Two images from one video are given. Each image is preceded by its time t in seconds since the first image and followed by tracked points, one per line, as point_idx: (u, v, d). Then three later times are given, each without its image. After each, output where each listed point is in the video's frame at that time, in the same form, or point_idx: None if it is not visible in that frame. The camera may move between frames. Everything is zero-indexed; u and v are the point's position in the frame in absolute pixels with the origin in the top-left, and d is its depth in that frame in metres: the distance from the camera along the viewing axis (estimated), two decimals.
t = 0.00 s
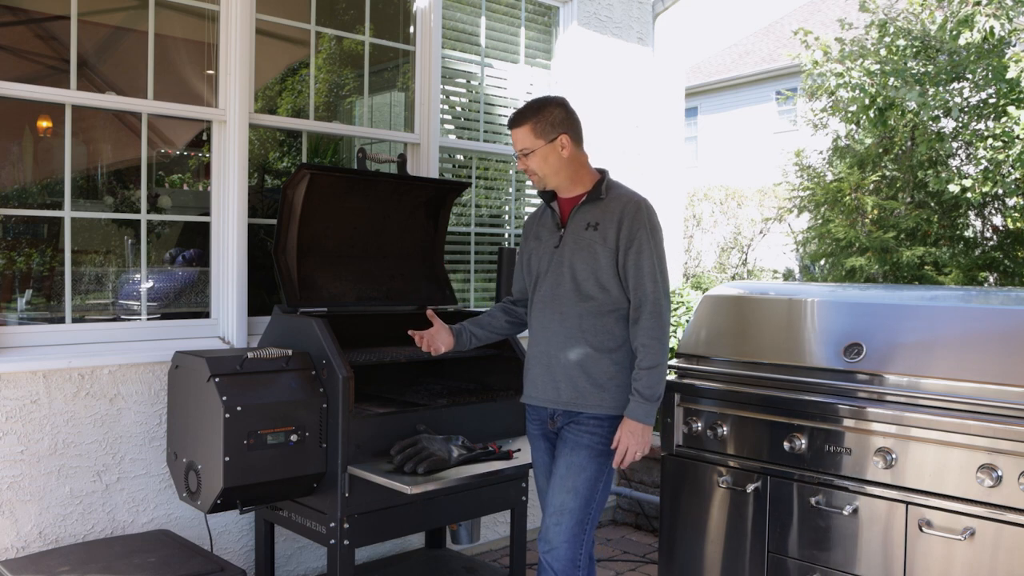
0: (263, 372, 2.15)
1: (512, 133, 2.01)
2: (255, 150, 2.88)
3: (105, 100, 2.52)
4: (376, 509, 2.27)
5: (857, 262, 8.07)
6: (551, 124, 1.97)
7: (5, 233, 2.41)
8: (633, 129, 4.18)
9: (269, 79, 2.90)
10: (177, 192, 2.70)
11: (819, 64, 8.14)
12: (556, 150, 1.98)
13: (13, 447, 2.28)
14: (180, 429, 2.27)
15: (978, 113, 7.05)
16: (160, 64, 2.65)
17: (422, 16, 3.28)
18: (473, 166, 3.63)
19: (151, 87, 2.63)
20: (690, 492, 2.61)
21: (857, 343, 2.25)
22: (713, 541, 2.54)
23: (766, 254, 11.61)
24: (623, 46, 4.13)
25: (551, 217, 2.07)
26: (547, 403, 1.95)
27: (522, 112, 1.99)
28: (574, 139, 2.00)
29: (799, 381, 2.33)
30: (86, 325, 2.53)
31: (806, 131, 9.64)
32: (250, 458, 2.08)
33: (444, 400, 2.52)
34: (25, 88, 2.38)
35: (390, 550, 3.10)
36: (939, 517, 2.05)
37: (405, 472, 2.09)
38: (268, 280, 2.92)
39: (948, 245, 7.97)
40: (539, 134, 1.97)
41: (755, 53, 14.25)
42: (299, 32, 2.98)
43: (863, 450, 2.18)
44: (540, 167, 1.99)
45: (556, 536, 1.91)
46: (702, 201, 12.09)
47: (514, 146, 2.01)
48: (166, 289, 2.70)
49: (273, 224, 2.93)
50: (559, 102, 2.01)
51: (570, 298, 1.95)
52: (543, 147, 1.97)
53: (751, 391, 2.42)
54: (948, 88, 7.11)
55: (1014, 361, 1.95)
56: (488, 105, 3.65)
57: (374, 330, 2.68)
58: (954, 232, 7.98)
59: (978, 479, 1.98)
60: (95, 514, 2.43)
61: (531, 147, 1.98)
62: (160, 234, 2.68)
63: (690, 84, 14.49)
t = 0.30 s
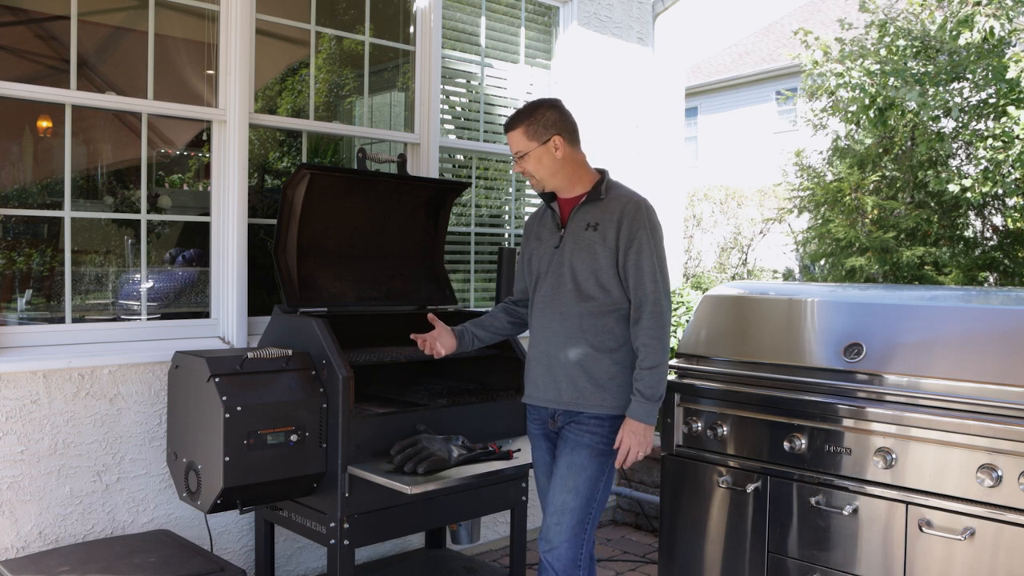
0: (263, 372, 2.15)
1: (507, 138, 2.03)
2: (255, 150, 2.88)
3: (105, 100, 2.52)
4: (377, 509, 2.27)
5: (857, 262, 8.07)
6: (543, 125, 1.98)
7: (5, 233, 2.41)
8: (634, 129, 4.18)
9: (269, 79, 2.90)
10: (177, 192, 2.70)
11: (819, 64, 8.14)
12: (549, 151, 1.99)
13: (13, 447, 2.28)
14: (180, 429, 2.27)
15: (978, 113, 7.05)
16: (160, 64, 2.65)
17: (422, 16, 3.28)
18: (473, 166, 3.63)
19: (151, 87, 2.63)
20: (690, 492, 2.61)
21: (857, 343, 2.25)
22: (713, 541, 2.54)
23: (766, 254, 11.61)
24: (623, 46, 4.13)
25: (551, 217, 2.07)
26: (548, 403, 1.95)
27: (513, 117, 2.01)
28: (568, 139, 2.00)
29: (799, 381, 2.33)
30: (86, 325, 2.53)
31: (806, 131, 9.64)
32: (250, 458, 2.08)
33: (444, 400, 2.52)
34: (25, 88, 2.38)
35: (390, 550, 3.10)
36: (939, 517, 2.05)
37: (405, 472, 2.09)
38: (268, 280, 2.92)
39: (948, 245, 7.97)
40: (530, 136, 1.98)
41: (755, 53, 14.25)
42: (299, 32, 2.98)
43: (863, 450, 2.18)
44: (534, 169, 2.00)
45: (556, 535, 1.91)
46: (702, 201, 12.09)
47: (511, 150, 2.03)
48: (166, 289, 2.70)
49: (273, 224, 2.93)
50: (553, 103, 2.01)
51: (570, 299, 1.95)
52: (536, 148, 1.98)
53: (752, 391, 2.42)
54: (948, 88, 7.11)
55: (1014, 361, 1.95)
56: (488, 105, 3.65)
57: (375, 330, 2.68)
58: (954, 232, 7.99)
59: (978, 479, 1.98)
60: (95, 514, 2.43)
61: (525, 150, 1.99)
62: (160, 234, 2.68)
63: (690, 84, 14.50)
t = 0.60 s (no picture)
0: (263, 372, 2.15)
1: (510, 134, 2.02)
2: (255, 150, 2.88)
3: (105, 100, 2.51)
4: (376, 509, 2.27)
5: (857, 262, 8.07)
6: (547, 123, 1.97)
7: (5, 233, 2.41)
8: (634, 129, 4.18)
9: (269, 79, 2.90)
10: (177, 192, 2.70)
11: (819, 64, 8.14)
12: (552, 150, 1.99)
13: (13, 447, 2.28)
14: (180, 429, 2.27)
15: (978, 113, 7.05)
16: (160, 64, 2.65)
17: (422, 15, 3.28)
18: (473, 166, 3.63)
19: (151, 87, 2.63)
20: (690, 492, 2.61)
21: (857, 343, 2.25)
22: (713, 541, 2.54)
23: (766, 254, 11.61)
24: (623, 46, 4.13)
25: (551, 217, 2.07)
26: (546, 403, 1.95)
27: (517, 114, 2.00)
28: (571, 138, 2.00)
29: (799, 381, 2.33)
30: (86, 325, 2.53)
31: (806, 131, 9.64)
32: (250, 458, 2.08)
33: (444, 400, 2.52)
34: (25, 88, 2.38)
35: (390, 550, 3.10)
36: (939, 517, 2.05)
37: (405, 472, 2.09)
38: (268, 280, 2.92)
39: (948, 245, 7.97)
40: (533, 134, 1.97)
41: (755, 53, 14.25)
42: (299, 32, 2.98)
43: (862, 450, 2.18)
44: (537, 167, 2.00)
45: (555, 535, 1.91)
46: (702, 201, 12.09)
47: (512, 147, 2.02)
48: (166, 289, 2.70)
49: (273, 224, 2.93)
50: (557, 102, 2.01)
51: (569, 298, 1.95)
52: (539, 147, 1.98)
53: (751, 391, 2.42)
54: (948, 88, 7.11)
55: (1014, 361, 1.95)
56: (488, 105, 3.65)
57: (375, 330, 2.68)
58: (954, 232, 7.99)
59: (978, 479, 1.98)
60: (95, 514, 2.43)
61: (528, 147, 1.98)
62: (160, 234, 2.68)
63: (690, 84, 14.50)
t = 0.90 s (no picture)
0: (263, 372, 2.15)
1: (520, 129, 2.01)
2: (255, 150, 2.88)
3: (105, 100, 2.51)
4: (376, 509, 2.27)
5: (857, 262, 8.07)
6: (560, 120, 1.97)
7: (5, 233, 2.41)
8: (633, 129, 4.18)
9: (269, 79, 2.90)
10: (177, 192, 2.70)
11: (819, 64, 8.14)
12: (564, 147, 1.99)
13: (13, 447, 2.28)
14: (180, 429, 2.27)
15: (979, 113, 7.06)
16: (160, 64, 2.65)
17: (422, 16, 3.28)
18: (473, 166, 3.63)
19: (151, 87, 2.63)
20: (690, 492, 2.61)
21: (857, 343, 2.25)
22: (713, 541, 2.54)
23: (766, 254, 11.60)
24: (623, 46, 4.13)
25: (554, 216, 2.07)
26: (547, 403, 1.95)
27: (532, 108, 1.99)
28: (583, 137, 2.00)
29: (799, 381, 2.33)
30: (86, 325, 2.53)
31: (806, 131, 9.64)
32: (250, 458, 2.08)
33: (444, 400, 2.52)
34: (25, 88, 2.38)
35: (390, 550, 3.10)
36: (939, 517, 2.05)
37: (405, 472, 2.09)
38: (268, 280, 2.92)
39: (948, 245, 7.97)
40: (547, 129, 1.97)
41: (754, 53, 14.26)
42: (299, 32, 2.98)
43: (863, 450, 2.18)
44: (546, 162, 1.99)
45: (555, 536, 1.91)
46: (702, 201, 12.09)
47: (522, 141, 2.01)
48: (166, 288, 2.70)
49: (273, 224, 2.93)
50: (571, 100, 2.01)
51: (571, 298, 1.95)
52: (551, 142, 1.97)
53: (752, 391, 2.42)
54: (948, 88, 7.11)
55: (1014, 361, 1.95)
56: (488, 105, 3.65)
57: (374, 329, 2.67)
58: (954, 232, 7.99)
59: (978, 479, 1.98)
60: (95, 514, 2.43)
61: (540, 142, 1.98)
62: (160, 234, 2.68)
63: (690, 84, 14.50)
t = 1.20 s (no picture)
0: (263, 372, 2.15)
1: (556, 109, 1.95)
2: (255, 150, 2.88)
3: (105, 100, 2.51)
4: (376, 509, 2.27)
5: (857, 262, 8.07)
6: (593, 108, 1.97)
7: (5, 233, 2.41)
8: (634, 129, 4.18)
9: (269, 79, 2.90)
10: (177, 192, 2.70)
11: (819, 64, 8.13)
12: (596, 135, 1.99)
13: (13, 447, 2.28)
14: (180, 429, 2.27)
15: (979, 113, 7.06)
16: (160, 64, 2.65)
17: (422, 15, 3.28)
18: (473, 166, 3.63)
19: (150, 87, 2.63)
20: (690, 492, 2.61)
21: (857, 343, 2.25)
22: (713, 541, 2.54)
23: (766, 254, 11.58)
24: (623, 46, 4.13)
25: (559, 214, 2.07)
26: (549, 402, 1.95)
27: (571, 91, 1.96)
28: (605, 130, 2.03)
29: (799, 381, 2.33)
30: (86, 325, 2.53)
31: (806, 131, 9.64)
32: (250, 458, 2.08)
33: (444, 400, 2.52)
34: (25, 88, 2.38)
35: (390, 550, 3.10)
36: (939, 517, 2.05)
37: (405, 472, 2.09)
38: (268, 280, 2.92)
39: (948, 245, 7.97)
40: (588, 114, 1.95)
41: (754, 53, 14.26)
42: (299, 32, 2.98)
43: (863, 450, 2.18)
44: (579, 147, 1.96)
45: (551, 534, 1.90)
46: (702, 201, 12.09)
47: (550, 124, 1.96)
48: (166, 289, 2.70)
49: (273, 224, 2.93)
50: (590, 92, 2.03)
51: (576, 298, 1.95)
52: (585, 127, 1.96)
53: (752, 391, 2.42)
54: (948, 88, 7.11)
55: (1014, 361, 1.95)
56: (488, 105, 3.65)
57: (372, 329, 2.66)
58: (954, 232, 7.99)
59: (978, 479, 1.98)
60: (95, 514, 2.43)
61: (577, 125, 1.94)
62: (160, 234, 2.68)
63: (690, 84, 14.50)
